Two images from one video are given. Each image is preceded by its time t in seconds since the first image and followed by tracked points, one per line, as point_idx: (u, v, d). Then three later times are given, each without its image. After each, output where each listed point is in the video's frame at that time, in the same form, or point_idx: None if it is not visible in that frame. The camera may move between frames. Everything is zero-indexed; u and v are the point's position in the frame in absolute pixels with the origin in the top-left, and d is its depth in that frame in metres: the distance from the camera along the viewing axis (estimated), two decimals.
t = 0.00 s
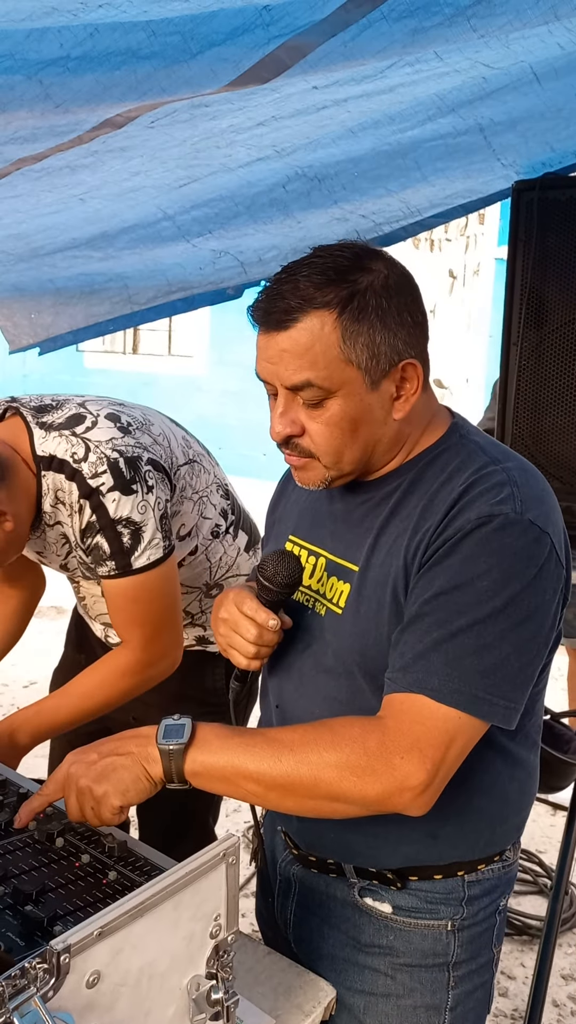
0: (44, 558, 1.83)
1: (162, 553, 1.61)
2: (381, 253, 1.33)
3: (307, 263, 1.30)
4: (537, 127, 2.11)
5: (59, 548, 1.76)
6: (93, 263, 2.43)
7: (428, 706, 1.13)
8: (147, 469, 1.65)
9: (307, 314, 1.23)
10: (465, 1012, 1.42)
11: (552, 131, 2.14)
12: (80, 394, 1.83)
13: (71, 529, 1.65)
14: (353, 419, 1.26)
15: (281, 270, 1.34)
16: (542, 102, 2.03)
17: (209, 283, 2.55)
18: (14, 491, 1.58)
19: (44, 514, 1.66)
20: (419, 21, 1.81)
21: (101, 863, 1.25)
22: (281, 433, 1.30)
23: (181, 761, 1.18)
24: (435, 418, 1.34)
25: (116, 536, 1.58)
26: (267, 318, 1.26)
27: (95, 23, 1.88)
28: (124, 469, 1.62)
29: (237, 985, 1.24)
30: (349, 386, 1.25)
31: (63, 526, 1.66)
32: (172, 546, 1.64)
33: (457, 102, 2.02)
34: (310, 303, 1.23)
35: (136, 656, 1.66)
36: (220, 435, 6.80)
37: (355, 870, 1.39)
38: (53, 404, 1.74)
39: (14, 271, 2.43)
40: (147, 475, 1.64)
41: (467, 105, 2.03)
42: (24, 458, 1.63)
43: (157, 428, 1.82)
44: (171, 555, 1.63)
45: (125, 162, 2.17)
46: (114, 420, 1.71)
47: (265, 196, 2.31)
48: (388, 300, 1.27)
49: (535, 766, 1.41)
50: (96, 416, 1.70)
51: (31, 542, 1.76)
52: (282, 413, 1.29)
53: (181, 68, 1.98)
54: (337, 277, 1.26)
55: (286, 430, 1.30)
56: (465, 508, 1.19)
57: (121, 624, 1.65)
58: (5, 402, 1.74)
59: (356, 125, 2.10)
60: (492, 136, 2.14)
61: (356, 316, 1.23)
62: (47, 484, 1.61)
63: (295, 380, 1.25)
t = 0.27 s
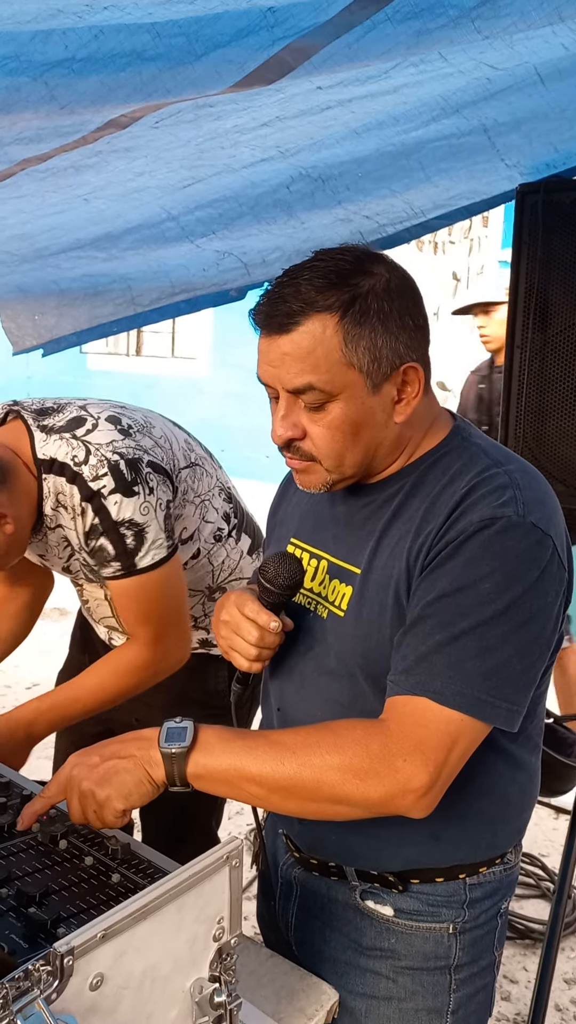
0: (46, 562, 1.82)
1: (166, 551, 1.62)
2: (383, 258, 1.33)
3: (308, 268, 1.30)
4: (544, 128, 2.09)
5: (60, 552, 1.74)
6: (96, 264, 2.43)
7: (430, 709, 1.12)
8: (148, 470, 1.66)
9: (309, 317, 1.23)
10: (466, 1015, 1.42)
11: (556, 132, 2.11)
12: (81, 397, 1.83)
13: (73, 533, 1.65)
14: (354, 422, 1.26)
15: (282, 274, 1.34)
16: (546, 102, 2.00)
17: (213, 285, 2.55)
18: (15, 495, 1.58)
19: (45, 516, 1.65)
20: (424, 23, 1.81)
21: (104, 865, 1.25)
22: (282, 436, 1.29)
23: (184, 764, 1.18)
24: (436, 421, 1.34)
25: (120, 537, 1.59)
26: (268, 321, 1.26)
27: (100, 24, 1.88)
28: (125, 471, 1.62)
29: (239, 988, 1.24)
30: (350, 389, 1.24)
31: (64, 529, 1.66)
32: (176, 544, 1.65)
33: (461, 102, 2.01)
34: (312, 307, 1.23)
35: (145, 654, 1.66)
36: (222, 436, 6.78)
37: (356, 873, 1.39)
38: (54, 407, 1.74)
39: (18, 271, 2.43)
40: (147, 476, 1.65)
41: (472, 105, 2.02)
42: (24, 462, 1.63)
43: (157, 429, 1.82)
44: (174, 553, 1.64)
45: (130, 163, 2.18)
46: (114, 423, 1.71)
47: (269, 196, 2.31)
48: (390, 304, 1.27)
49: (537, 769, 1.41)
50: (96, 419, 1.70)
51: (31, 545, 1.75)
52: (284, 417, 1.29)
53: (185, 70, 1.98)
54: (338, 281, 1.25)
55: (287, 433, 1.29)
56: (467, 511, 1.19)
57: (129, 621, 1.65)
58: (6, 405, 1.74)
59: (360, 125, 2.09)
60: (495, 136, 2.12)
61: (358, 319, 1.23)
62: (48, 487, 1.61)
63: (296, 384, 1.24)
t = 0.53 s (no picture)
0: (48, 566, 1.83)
1: (186, 540, 1.64)
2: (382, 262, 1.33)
3: (307, 274, 1.31)
4: (545, 131, 2.03)
5: (64, 555, 1.73)
6: (100, 268, 2.44)
7: (435, 714, 1.12)
8: (155, 465, 1.67)
9: (309, 323, 1.23)
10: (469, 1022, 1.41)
11: (558, 137, 2.04)
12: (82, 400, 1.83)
13: (83, 535, 1.65)
14: (353, 429, 1.26)
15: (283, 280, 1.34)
16: (550, 106, 1.96)
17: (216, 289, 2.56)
18: (17, 494, 1.58)
19: (49, 517, 1.65)
20: (427, 29, 1.82)
21: (107, 871, 1.25)
22: (281, 443, 1.29)
23: (188, 770, 1.18)
24: (437, 427, 1.35)
25: (139, 533, 1.60)
26: (269, 327, 1.26)
27: (104, 30, 1.91)
28: (133, 468, 1.63)
29: (242, 994, 1.24)
30: (348, 396, 1.24)
31: (71, 531, 1.66)
32: (192, 532, 1.67)
33: (463, 106, 1.98)
34: (311, 314, 1.23)
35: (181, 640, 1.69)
36: (225, 441, 6.80)
37: (359, 879, 1.38)
38: (57, 409, 1.74)
39: (22, 276, 2.44)
40: (156, 471, 1.66)
41: (473, 110, 1.99)
42: (26, 463, 1.63)
43: (160, 429, 1.82)
44: (193, 539, 1.65)
45: (133, 168, 2.18)
46: (117, 424, 1.71)
47: (271, 201, 2.30)
48: (388, 309, 1.27)
49: (540, 774, 1.40)
50: (99, 420, 1.70)
51: (34, 547, 1.74)
52: (283, 424, 1.29)
53: (189, 75, 2.00)
54: (337, 288, 1.26)
55: (286, 440, 1.29)
56: (469, 516, 1.19)
57: (160, 610, 1.67)
58: (8, 406, 1.74)
59: (362, 130, 2.07)
60: (498, 141, 2.08)
61: (357, 326, 1.23)
62: (52, 488, 1.61)
63: (296, 390, 1.24)
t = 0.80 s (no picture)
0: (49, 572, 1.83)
1: (185, 549, 1.63)
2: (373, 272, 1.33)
3: (302, 286, 1.30)
4: (545, 138, 2.04)
5: (63, 562, 1.74)
6: (102, 272, 2.45)
7: (421, 709, 1.11)
8: (155, 474, 1.66)
9: (308, 343, 1.22)
10: None
11: (559, 142, 2.04)
12: (84, 406, 1.84)
13: (83, 543, 1.65)
14: (359, 442, 1.26)
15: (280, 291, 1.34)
16: (549, 114, 1.97)
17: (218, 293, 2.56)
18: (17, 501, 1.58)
19: (50, 524, 1.66)
20: (428, 34, 1.82)
21: (106, 875, 1.25)
22: (287, 461, 1.29)
23: (165, 769, 1.19)
24: (436, 431, 1.35)
25: (139, 542, 1.59)
26: (265, 349, 1.26)
27: (106, 34, 1.92)
28: (133, 477, 1.62)
29: (242, 999, 1.24)
30: (352, 410, 1.24)
31: (71, 538, 1.66)
32: (192, 542, 1.66)
33: (464, 112, 1.99)
34: (308, 331, 1.22)
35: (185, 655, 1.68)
36: (227, 444, 6.83)
37: (360, 882, 1.38)
38: (59, 415, 1.75)
39: (23, 280, 2.45)
40: (156, 480, 1.65)
41: (475, 115, 2.00)
42: (27, 471, 1.64)
43: (161, 436, 1.82)
44: (192, 549, 1.65)
45: (135, 172, 2.19)
46: (118, 431, 1.71)
47: (273, 205, 2.30)
48: (384, 320, 1.27)
49: (540, 777, 1.40)
50: (100, 428, 1.70)
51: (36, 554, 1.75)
52: (288, 441, 1.28)
53: (190, 80, 2.01)
54: (330, 301, 1.25)
55: (292, 457, 1.28)
56: (467, 518, 1.19)
57: (163, 623, 1.67)
58: (10, 412, 1.75)
59: (364, 135, 2.09)
60: (499, 148, 2.09)
61: (355, 339, 1.23)
62: (53, 495, 1.62)
63: (299, 407, 1.24)
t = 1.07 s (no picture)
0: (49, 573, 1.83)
1: (183, 549, 1.62)
2: (378, 278, 1.32)
3: (308, 296, 1.29)
4: (547, 138, 2.02)
5: (62, 563, 1.74)
6: (103, 273, 2.46)
7: (393, 689, 1.09)
8: (153, 474, 1.66)
9: (323, 356, 1.21)
10: None
11: (560, 143, 2.03)
12: (83, 406, 1.84)
13: (81, 543, 1.65)
14: (377, 453, 1.25)
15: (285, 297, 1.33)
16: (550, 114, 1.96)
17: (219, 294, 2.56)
18: (15, 501, 1.59)
19: (49, 524, 1.66)
20: (429, 34, 1.82)
21: (107, 876, 1.25)
22: (303, 476, 1.27)
23: (133, 752, 1.23)
24: (441, 434, 1.34)
25: (136, 541, 1.58)
26: (277, 365, 1.24)
27: (108, 34, 1.92)
28: (130, 476, 1.62)
29: (243, 1001, 1.23)
30: (371, 421, 1.23)
31: (69, 538, 1.66)
32: (190, 542, 1.65)
33: (466, 113, 1.99)
34: (323, 347, 1.20)
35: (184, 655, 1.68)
36: (229, 446, 6.84)
37: (363, 883, 1.38)
38: (58, 416, 1.75)
39: (26, 280, 2.47)
40: (153, 479, 1.65)
41: (476, 117, 2.00)
42: (27, 471, 1.65)
43: (161, 436, 1.82)
44: (190, 548, 1.64)
45: (137, 172, 2.19)
46: (116, 431, 1.71)
47: (275, 207, 2.30)
48: (396, 327, 1.26)
49: (543, 777, 1.39)
50: (98, 428, 1.70)
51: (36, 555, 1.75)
52: (305, 455, 1.26)
53: (193, 81, 2.01)
54: (340, 313, 1.24)
55: (309, 471, 1.27)
56: (466, 517, 1.19)
57: (161, 624, 1.66)
58: (10, 413, 1.76)
59: (365, 136, 2.09)
60: (501, 148, 2.08)
61: (372, 350, 1.22)
62: (52, 494, 1.62)
63: (317, 420, 1.23)
